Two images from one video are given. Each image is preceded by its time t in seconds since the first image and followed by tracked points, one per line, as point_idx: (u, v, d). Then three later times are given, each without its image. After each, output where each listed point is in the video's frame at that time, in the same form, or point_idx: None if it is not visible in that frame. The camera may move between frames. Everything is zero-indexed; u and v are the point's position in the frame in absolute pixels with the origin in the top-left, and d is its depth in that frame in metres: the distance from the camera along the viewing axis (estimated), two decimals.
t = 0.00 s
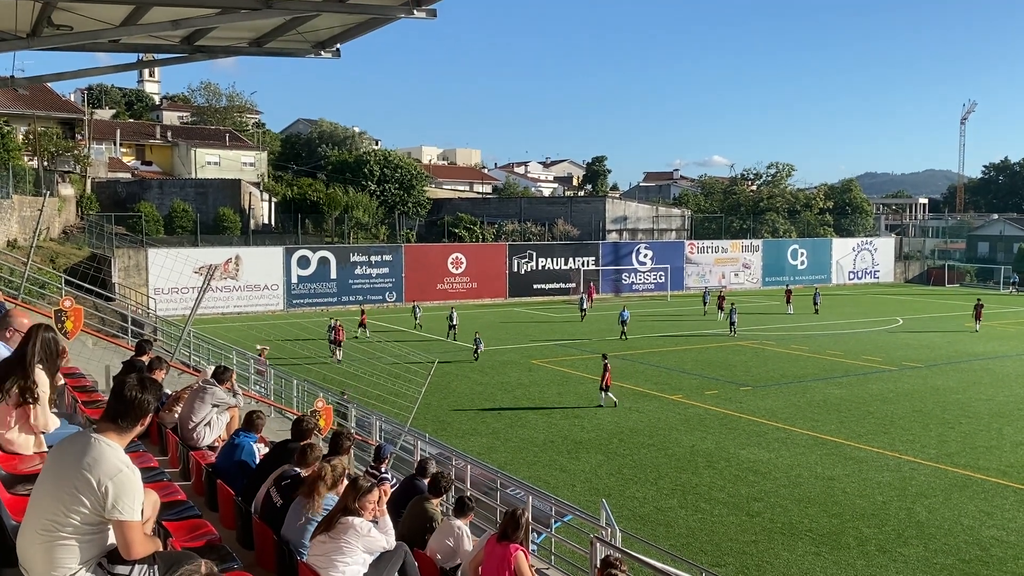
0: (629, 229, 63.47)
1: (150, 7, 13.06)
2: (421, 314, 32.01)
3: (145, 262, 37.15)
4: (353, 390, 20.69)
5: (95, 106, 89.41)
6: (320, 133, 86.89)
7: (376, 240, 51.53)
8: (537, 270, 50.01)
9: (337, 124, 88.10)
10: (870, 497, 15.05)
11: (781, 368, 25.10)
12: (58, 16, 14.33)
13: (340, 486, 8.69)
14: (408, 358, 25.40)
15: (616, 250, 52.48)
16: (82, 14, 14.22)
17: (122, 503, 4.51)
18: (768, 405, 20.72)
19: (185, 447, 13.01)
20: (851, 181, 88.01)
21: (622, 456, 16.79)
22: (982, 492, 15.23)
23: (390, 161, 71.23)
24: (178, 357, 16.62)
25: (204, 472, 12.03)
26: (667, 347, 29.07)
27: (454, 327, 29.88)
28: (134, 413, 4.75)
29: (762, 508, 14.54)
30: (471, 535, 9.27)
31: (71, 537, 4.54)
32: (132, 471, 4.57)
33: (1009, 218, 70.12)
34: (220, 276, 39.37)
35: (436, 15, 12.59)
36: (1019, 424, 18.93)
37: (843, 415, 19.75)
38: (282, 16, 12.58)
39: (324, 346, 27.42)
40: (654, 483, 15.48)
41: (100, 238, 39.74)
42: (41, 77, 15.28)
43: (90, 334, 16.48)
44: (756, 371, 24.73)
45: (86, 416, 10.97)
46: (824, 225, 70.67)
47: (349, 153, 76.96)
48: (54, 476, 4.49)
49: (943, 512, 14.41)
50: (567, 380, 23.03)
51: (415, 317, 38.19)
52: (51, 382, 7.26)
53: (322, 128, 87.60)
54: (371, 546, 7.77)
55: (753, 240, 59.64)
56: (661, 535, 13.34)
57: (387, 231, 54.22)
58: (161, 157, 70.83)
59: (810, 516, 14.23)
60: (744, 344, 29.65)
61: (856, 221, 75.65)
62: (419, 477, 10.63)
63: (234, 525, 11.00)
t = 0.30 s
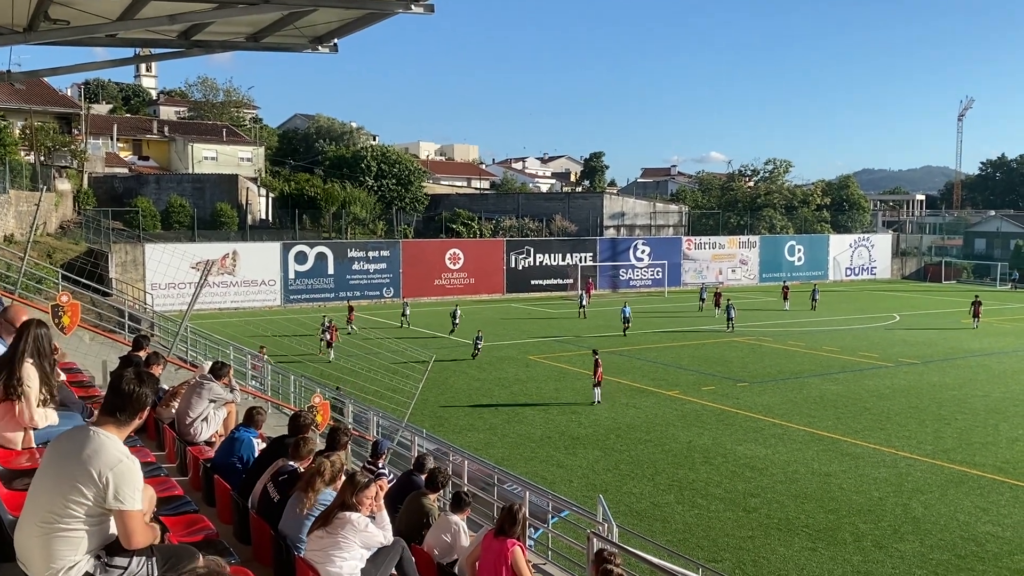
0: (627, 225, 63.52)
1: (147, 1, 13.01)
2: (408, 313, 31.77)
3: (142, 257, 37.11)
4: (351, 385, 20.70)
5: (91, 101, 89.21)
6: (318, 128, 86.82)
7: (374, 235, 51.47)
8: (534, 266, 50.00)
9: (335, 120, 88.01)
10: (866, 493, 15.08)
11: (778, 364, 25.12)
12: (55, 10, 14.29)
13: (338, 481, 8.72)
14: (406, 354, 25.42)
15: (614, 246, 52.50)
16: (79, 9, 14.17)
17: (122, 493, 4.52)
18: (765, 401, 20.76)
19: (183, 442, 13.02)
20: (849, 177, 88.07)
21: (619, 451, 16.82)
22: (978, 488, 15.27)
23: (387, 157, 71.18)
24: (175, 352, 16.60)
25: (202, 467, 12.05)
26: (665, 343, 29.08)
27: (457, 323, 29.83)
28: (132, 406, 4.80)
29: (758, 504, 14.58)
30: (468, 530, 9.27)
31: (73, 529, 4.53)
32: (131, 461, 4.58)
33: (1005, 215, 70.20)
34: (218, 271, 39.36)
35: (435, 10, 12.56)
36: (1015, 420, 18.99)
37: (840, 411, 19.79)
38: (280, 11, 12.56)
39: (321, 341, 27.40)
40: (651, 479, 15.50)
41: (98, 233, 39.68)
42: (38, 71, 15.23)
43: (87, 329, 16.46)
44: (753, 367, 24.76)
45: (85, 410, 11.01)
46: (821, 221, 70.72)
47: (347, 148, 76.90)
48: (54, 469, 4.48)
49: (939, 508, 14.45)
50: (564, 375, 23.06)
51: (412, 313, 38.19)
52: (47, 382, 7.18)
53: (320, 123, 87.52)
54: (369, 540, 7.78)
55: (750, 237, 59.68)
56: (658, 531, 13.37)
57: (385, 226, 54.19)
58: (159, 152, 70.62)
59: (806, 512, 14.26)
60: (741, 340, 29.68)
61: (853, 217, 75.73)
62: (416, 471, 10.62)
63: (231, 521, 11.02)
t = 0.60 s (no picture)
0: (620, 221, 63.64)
1: None
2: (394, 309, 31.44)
3: (135, 251, 37.00)
4: (344, 379, 20.69)
5: (83, 95, 88.82)
6: (311, 123, 86.61)
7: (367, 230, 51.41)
8: (527, 261, 50.00)
9: (327, 114, 87.89)
10: (857, 488, 15.15)
11: (770, 359, 25.21)
12: (47, 3, 14.22)
13: (330, 475, 8.74)
14: (398, 348, 25.41)
15: (607, 242, 52.58)
16: (70, 2, 14.10)
17: (115, 489, 4.57)
18: (757, 395, 20.83)
19: (175, 436, 13.02)
20: (841, 173, 88.27)
21: (611, 446, 16.87)
22: (968, 482, 15.35)
23: (381, 152, 71.08)
24: (167, 346, 16.58)
25: (194, 461, 12.01)
26: (658, 338, 29.13)
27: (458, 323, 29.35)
28: (120, 398, 4.80)
29: (750, 498, 14.63)
30: (460, 524, 9.28)
31: (64, 522, 4.54)
32: (124, 455, 4.64)
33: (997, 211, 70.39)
34: (210, 266, 39.27)
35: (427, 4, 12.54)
36: (1005, 415, 19.09)
37: (832, 406, 19.87)
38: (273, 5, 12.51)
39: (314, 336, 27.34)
40: (642, 473, 15.55)
41: (90, 228, 39.51)
42: (29, 64, 15.15)
43: (79, 323, 16.42)
44: (745, 361, 24.84)
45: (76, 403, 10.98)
46: (814, 217, 70.90)
47: (340, 143, 76.70)
48: (45, 464, 4.49)
49: (929, 502, 14.53)
50: (557, 370, 23.10)
51: (405, 307, 38.17)
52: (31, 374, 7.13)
53: (312, 118, 87.31)
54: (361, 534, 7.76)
55: (743, 232, 59.82)
56: (649, 525, 13.42)
57: (378, 221, 54.15)
58: (151, 146, 70.34)
59: (797, 506, 14.32)
60: (733, 335, 29.77)
61: (845, 213, 76.01)
62: (409, 466, 10.63)
63: (223, 514, 10.99)
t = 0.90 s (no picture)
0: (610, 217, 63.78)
1: None
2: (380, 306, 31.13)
3: (123, 246, 36.78)
4: (333, 375, 20.64)
5: (71, 89, 88.31)
6: (300, 117, 86.33)
7: (356, 225, 51.31)
8: (517, 257, 49.99)
9: (316, 109, 87.62)
10: (845, 483, 15.22)
11: (759, 354, 25.30)
12: None
13: (319, 471, 8.72)
14: (388, 344, 25.37)
15: (597, 238, 52.62)
16: None
17: (102, 482, 4.57)
18: (746, 391, 20.90)
19: (163, 432, 12.97)
20: (829, 169, 88.60)
21: (601, 441, 16.90)
22: (955, 477, 15.45)
23: (370, 147, 70.93)
24: (155, 341, 16.49)
25: (182, 457, 11.98)
26: (647, 334, 29.19)
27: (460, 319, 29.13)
28: (104, 393, 4.81)
29: (738, 493, 14.69)
30: (450, 520, 9.28)
31: (50, 518, 4.51)
32: (110, 451, 4.64)
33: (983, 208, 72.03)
34: (199, 261, 39.12)
35: None
36: (992, 411, 19.20)
37: (820, 401, 19.94)
38: None
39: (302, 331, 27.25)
40: (631, 468, 15.59)
41: (77, 222, 39.23)
42: (16, 57, 15.01)
43: (66, 319, 16.31)
44: (735, 357, 24.92)
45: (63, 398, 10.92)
46: (802, 213, 71.15)
47: (329, 137, 76.46)
48: (31, 459, 4.48)
49: (916, 497, 14.61)
50: (547, 366, 23.12)
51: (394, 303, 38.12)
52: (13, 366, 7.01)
53: (301, 112, 87.02)
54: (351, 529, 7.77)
55: (732, 228, 59.97)
56: (639, 520, 13.45)
57: (367, 216, 54.04)
58: (139, 140, 69.93)
59: (786, 501, 14.38)
60: (723, 331, 29.86)
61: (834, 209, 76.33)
62: (398, 461, 10.61)
63: (212, 510, 10.98)
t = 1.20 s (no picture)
0: (596, 213, 63.89)
1: None
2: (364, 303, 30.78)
3: (106, 241, 36.54)
4: (317, 371, 20.58)
5: (53, 83, 87.61)
6: (284, 112, 85.98)
7: (341, 221, 51.14)
8: (503, 253, 49.97)
9: (301, 104, 87.30)
10: (829, 478, 15.28)
11: (743, 350, 25.37)
12: None
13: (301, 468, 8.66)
14: (372, 340, 25.32)
15: (583, 234, 52.67)
16: None
17: (85, 480, 4.54)
18: (731, 386, 20.98)
19: (146, 428, 12.90)
20: (814, 166, 88.99)
21: (586, 437, 16.91)
22: (938, 472, 15.54)
23: (356, 142, 70.77)
24: (138, 338, 16.39)
25: (166, 454, 11.92)
26: (633, 330, 29.23)
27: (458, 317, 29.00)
28: (84, 389, 4.76)
29: (723, 488, 14.72)
30: (434, 516, 9.25)
31: (30, 516, 4.46)
32: (92, 447, 4.61)
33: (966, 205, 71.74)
34: (182, 256, 38.88)
35: None
36: (974, 406, 19.32)
37: (804, 397, 20.04)
38: None
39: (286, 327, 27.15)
40: (617, 464, 15.61)
41: (59, 218, 38.91)
42: None
43: (48, 315, 16.20)
44: (720, 353, 24.99)
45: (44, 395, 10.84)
46: (787, 210, 71.40)
47: (314, 133, 76.19)
48: (10, 459, 4.44)
49: (900, 492, 14.68)
50: (533, 361, 23.13)
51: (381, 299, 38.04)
52: None
53: (286, 107, 86.71)
54: (336, 526, 7.75)
55: (717, 225, 60.15)
56: (623, 515, 13.47)
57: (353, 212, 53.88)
58: (122, 136, 69.48)
59: (770, 497, 14.43)
60: (708, 327, 29.93)
61: (818, 205, 76.64)
62: (382, 458, 10.56)
63: (195, 507, 10.91)
